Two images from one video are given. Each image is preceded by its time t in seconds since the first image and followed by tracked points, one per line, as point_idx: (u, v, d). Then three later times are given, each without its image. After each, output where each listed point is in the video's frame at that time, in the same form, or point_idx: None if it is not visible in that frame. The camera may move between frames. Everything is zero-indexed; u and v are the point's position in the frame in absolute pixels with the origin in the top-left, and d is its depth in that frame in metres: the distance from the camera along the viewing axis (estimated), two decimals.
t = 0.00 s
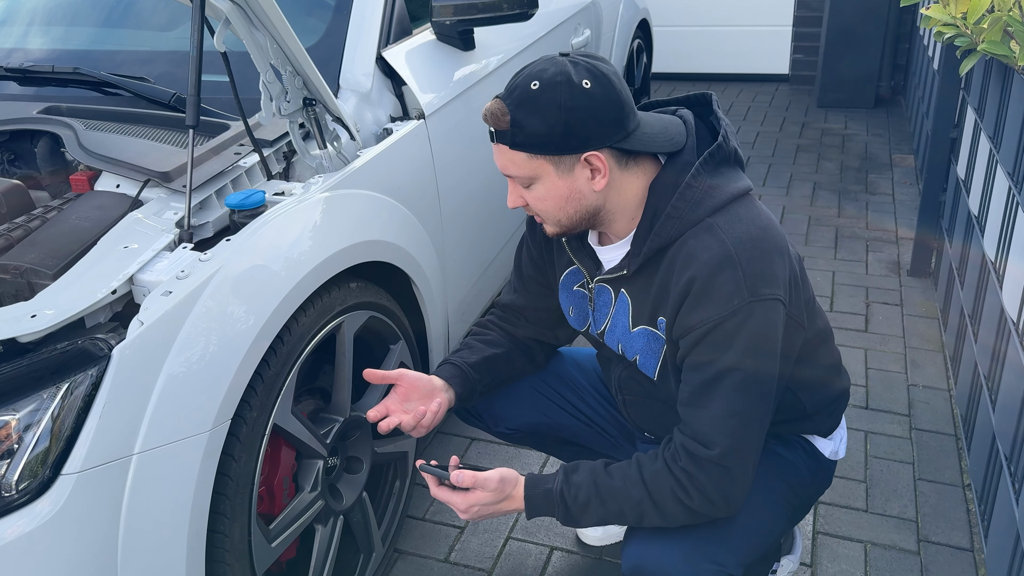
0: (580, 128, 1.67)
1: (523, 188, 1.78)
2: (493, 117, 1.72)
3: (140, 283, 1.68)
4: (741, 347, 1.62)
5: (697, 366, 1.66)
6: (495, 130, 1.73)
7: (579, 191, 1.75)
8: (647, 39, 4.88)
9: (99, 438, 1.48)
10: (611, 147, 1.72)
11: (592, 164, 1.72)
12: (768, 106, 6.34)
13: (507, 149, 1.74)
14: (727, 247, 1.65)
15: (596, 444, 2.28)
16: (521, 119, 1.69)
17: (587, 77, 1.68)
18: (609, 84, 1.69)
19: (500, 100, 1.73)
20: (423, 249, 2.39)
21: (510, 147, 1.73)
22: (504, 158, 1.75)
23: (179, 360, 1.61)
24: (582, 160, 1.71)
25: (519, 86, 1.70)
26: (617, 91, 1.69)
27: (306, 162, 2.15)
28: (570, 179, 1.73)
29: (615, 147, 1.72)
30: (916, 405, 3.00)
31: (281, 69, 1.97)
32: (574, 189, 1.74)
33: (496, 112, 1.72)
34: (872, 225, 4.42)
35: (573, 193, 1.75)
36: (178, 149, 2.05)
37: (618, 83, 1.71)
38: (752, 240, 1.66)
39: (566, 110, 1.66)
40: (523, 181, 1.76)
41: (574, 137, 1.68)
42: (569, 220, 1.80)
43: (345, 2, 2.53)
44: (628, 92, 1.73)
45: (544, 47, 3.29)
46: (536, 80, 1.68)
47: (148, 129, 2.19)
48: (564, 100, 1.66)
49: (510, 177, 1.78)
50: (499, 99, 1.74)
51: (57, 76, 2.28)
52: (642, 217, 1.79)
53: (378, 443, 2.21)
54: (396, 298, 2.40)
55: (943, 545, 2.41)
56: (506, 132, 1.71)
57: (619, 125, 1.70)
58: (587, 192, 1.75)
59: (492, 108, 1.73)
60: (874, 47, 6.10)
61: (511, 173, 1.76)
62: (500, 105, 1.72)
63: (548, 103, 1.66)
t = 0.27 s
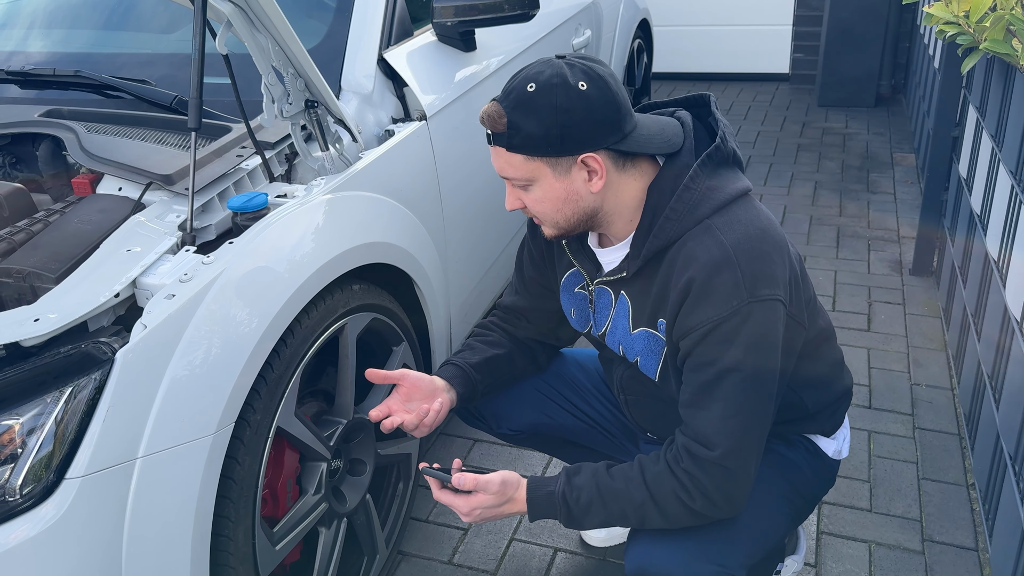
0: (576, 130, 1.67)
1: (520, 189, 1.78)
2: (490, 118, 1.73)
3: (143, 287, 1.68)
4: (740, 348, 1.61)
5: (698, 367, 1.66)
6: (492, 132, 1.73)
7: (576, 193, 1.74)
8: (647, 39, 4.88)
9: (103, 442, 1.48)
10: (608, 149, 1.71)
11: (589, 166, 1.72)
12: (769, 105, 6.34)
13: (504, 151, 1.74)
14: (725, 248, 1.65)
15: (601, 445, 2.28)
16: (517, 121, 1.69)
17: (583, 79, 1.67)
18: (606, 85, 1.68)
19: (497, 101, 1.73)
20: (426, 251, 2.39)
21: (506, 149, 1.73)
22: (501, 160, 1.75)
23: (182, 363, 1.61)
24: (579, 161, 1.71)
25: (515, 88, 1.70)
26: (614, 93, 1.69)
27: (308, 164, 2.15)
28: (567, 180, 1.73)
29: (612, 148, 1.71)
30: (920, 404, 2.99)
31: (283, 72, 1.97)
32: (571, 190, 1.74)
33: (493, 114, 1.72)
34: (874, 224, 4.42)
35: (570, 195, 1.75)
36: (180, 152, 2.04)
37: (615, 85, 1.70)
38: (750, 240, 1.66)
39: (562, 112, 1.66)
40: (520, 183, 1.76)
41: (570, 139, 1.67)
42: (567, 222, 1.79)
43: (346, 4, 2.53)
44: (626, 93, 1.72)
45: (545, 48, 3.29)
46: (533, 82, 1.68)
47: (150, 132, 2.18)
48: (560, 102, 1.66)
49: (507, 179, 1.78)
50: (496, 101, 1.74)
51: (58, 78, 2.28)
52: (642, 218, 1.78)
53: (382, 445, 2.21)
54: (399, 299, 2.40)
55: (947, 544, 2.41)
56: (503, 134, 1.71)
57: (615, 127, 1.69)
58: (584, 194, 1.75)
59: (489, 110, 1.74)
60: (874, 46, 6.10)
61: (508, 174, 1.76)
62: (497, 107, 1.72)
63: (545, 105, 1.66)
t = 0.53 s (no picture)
0: (575, 130, 1.67)
1: (519, 190, 1.78)
2: (489, 119, 1.72)
3: (145, 289, 1.68)
4: (739, 349, 1.61)
5: (698, 368, 1.66)
6: (491, 132, 1.73)
7: (575, 193, 1.74)
8: (647, 40, 4.88)
9: (105, 445, 1.48)
10: (607, 150, 1.72)
11: (587, 167, 1.72)
12: (768, 106, 6.34)
13: (503, 151, 1.74)
14: (725, 249, 1.65)
15: (602, 446, 2.28)
16: (516, 122, 1.69)
17: (582, 80, 1.67)
18: (605, 87, 1.68)
19: (495, 102, 1.73)
20: (426, 252, 2.39)
21: (505, 150, 1.73)
22: (500, 160, 1.75)
23: (184, 366, 1.61)
24: (577, 162, 1.71)
25: (514, 89, 1.70)
26: (613, 95, 1.68)
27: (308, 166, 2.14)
28: (565, 181, 1.73)
29: (611, 149, 1.71)
30: (920, 404, 2.99)
31: (283, 74, 1.97)
32: (570, 191, 1.74)
33: (492, 115, 1.72)
34: (874, 224, 4.42)
35: (568, 196, 1.75)
36: (181, 154, 2.04)
37: (613, 86, 1.70)
38: (749, 241, 1.66)
39: (561, 113, 1.66)
40: (519, 184, 1.76)
41: (569, 140, 1.67)
42: (566, 223, 1.80)
43: (346, 6, 2.53)
44: (624, 94, 1.72)
45: (545, 49, 3.29)
46: (532, 83, 1.68)
47: (150, 135, 2.19)
48: (559, 103, 1.66)
49: (506, 180, 1.78)
50: (495, 102, 1.74)
51: (60, 81, 2.32)
52: (641, 219, 1.78)
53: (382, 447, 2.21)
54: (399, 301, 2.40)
55: (949, 544, 2.41)
56: (501, 135, 1.71)
57: (614, 129, 1.69)
58: (582, 194, 1.75)
59: (487, 111, 1.73)
60: (873, 46, 6.10)
61: (507, 175, 1.76)
62: (495, 108, 1.72)
63: (543, 106, 1.66)
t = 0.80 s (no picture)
0: (575, 135, 1.67)
1: (518, 193, 1.78)
2: (489, 123, 1.72)
3: (144, 291, 1.67)
4: (742, 351, 1.61)
5: (699, 370, 1.66)
6: (491, 136, 1.73)
7: (575, 198, 1.74)
8: (645, 41, 4.89)
9: (105, 448, 1.47)
10: (606, 154, 1.71)
11: (587, 171, 1.72)
12: (767, 107, 6.35)
13: (502, 155, 1.74)
14: (727, 251, 1.65)
15: (602, 446, 2.28)
16: (516, 126, 1.69)
17: (582, 84, 1.67)
18: (604, 92, 1.68)
19: (496, 106, 1.73)
20: (426, 254, 2.39)
21: (505, 154, 1.72)
22: (499, 164, 1.75)
23: (184, 368, 1.61)
24: (577, 167, 1.70)
25: (514, 93, 1.70)
26: (613, 100, 1.69)
27: (308, 168, 2.14)
28: (565, 185, 1.72)
29: (610, 154, 1.71)
30: (920, 405, 2.99)
31: (283, 76, 1.97)
32: (569, 196, 1.74)
33: (492, 119, 1.72)
34: (873, 225, 4.42)
35: (567, 200, 1.74)
36: (180, 156, 2.04)
37: (613, 90, 1.70)
38: (752, 242, 1.66)
39: (561, 117, 1.66)
40: (518, 187, 1.76)
41: (568, 144, 1.67)
42: (565, 226, 1.79)
43: (346, 8, 2.53)
44: (624, 98, 1.72)
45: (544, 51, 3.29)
46: (532, 87, 1.68)
47: (150, 136, 2.18)
48: (559, 107, 1.66)
49: (505, 183, 1.78)
50: (495, 105, 1.74)
51: (59, 83, 2.34)
52: (642, 221, 1.77)
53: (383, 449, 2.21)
54: (399, 302, 2.39)
55: (950, 546, 2.41)
56: (501, 139, 1.71)
57: (614, 134, 1.69)
58: (582, 199, 1.74)
59: (488, 115, 1.73)
60: (872, 47, 6.11)
61: (506, 178, 1.76)
62: (496, 112, 1.72)
63: (544, 109, 1.66)
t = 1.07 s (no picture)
0: (619, 103, 1.67)
1: (559, 177, 1.70)
2: (530, 103, 1.65)
3: (145, 293, 1.67)
4: (754, 342, 1.61)
5: (709, 360, 1.65)
6: (535, 114, 1.65)
7: (619, 170, 1.72)
8: (645, 43, 4.88)
9: (106, 449, 1.46)
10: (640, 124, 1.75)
11: (629, 141, 1.72)
12: (766, 110, 6.35)
13: (548, 134, 1.65)
14: (740, 241, 1.65)
15: (602, 453, 2.27)
16: (564, 100, 1.64)
17: (613, 57, 1.71)
18: (630, 64, 1.72)
19: (531, 88, 1.67)
20: (427, 256, 2.38)
21: (552, 132, 1.65)
22: (544, 144, 1.66)
23: (185, 370, 1.60)
24: (622, 136, 1.70)
25: (550, 71, 1.66)
26: (638, 72, 1.73)
27: (309, 169, 2.14)
28: (612, 157, 1.70)
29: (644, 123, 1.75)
30: (921, 408, 2.99)
31: (284, 77, 1.96)
32: (616, 168, 1.71)
33: (533, 98, 1.65)
34: (873, 228, 4.42)
35: (611, 175, 1.71)
36: (180, 157, 2.03)
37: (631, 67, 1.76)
38: (765, 235, 1.66)
39: (605, 86, 1.65)
40: (563, 169, 1.68)
41: (616, 113, 1.66)
42: (607, 206, 1.74)
43: (346, 9, 2.52)
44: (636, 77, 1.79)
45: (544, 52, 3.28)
46: (569, 62, 1.66)
47: (150, 137, 2.17)
48: (601, 76, 1.65)
49: (543, 168, 1.69)
50: (529, 88, 1.68)
51: (58, 83, 2.34)
52: (654, 213, 1.77)
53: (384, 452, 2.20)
54: (400, 304, 2.39)
55: (951, 548, 2.40)
56: (547, 116, 1.64)
57: (646, 102, 1.73)
58: (624, 171, 1.73)
59: (525, 96, 1.67)
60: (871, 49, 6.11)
61: (550, 160, 1.67)
62: (534, 92, 1.65)
63: (588, 80, 1.64)
